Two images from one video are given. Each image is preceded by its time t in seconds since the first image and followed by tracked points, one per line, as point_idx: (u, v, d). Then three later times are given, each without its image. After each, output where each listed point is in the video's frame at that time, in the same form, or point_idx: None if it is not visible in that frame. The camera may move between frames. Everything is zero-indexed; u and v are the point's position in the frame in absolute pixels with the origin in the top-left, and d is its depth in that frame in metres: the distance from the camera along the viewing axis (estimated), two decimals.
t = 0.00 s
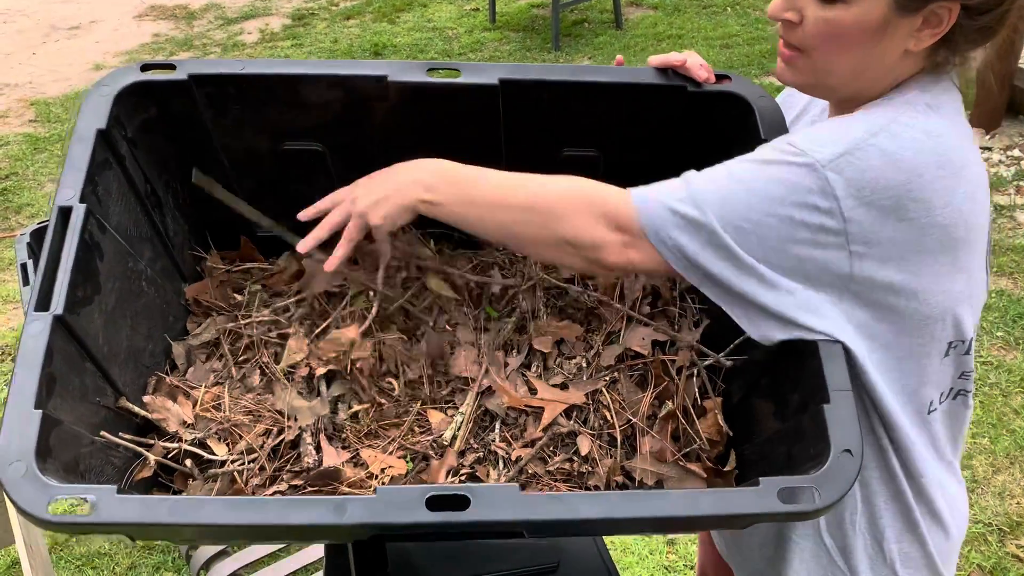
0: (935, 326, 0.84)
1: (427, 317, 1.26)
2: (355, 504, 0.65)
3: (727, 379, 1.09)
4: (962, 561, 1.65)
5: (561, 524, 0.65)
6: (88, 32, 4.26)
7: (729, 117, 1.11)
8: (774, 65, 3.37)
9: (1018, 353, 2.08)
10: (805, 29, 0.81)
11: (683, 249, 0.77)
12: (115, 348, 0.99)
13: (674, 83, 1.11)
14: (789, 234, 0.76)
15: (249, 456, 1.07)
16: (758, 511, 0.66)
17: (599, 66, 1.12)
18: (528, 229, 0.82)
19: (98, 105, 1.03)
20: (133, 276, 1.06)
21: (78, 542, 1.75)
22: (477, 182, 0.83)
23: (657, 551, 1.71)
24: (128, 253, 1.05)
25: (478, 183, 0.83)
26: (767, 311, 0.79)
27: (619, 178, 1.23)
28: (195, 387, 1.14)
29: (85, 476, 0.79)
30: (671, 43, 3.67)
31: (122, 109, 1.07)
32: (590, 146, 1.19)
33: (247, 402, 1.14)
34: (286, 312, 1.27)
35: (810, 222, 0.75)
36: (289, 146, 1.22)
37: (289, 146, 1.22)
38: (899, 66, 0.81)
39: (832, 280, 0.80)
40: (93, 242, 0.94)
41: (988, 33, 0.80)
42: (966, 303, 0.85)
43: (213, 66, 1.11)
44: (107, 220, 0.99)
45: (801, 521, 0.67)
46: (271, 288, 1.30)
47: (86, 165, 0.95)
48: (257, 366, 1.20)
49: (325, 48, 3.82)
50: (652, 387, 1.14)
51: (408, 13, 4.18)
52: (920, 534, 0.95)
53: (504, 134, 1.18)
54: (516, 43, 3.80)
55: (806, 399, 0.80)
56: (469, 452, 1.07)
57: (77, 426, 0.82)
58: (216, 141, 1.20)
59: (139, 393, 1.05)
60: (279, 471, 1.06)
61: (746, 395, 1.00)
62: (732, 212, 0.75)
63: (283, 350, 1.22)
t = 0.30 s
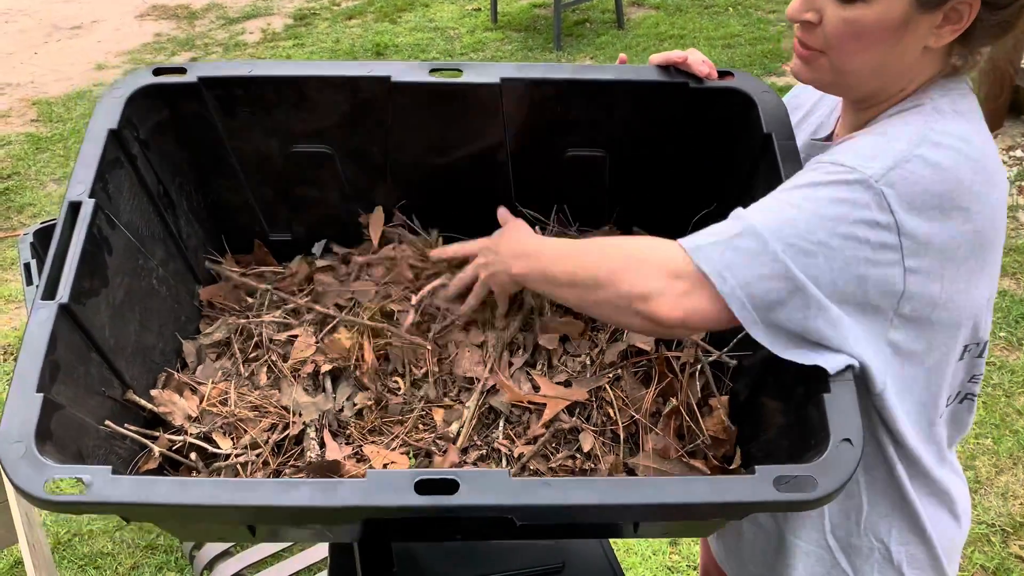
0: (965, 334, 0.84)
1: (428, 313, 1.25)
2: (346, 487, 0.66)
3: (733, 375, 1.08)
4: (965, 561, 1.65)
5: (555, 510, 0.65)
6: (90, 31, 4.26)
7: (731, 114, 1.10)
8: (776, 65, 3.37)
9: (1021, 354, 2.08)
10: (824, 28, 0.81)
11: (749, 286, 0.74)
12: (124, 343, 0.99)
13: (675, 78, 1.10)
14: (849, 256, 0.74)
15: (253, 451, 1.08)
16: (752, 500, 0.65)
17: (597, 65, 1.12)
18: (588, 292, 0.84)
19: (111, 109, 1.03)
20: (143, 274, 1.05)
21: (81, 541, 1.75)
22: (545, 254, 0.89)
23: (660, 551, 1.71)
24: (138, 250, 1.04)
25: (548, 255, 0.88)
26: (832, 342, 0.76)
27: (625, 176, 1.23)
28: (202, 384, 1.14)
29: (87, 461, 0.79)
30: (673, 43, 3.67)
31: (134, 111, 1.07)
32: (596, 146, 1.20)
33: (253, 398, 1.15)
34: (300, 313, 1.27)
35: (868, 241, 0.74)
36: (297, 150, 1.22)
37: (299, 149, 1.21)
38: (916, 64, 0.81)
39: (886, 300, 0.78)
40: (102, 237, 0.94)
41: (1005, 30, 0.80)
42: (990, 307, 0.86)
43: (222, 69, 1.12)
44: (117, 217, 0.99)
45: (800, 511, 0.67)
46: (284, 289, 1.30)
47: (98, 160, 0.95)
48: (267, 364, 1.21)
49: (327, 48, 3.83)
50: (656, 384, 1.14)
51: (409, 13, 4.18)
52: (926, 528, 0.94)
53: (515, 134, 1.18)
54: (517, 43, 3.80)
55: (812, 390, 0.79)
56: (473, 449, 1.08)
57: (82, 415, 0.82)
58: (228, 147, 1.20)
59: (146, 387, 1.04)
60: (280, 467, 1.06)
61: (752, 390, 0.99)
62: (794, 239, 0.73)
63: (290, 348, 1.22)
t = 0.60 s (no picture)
0: (969, 341, 0.84)
1: (422, 313, 1.26)
2: (352, 495, 0.65)
3: (734, 371, 1.08)
4: (968, 561, 1.65)
5: (560, 513, 0.65)
6: (90, 32, 4.26)
7: (729, 110, 1.10)
8: (777, 64, 3.36)
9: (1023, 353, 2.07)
10: (827, 32, 0.81)
11: (769, 279, 0.72)
12: (121, 347, 0.99)
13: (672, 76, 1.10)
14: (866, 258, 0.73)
15: (254, 455, 1.07)
16: (757, 498, 0.65)
17: (599, 63, 1.12)
18: (596, 251, 0.79)
19: (105, 110, 1.02)
20: (140, 278, 1.05)
21: (82, 543, 1.75)
22: (557, 199, 0.82)
23: (663, 551, 1.71)
24: (135, 255, 1.04)
25: (560, 199, 0.82)
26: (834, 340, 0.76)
27: (623, 174, 1.23)
28: (200, 388, 1.14)
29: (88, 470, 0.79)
30: (673, 43, 3.66)
31: (128, 113, 1.06)
32: (592, 143, 1.19)
33: (253, 402, 1.15)
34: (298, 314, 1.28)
35: (885, 245, 0.73)
36: (293, 149, 1.21)
37: (294, 149, 1.21)
38: (920, 65, 0.81)
39: (891, 303, 0.78)
40: (98, 241, 0.93)
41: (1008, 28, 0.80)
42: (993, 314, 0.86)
43: (216, 70, 1.11)
44: (113, 221, 0.99)
45: (807, 508, 0.66)
46: (280, 291, 1.30)
47: (94, 166, 0.95)
48: (265, 366, 1.21)
49: (327, 48, 3.82)
50: (656, 381, 1.14)
51: (410, 13, 4.18)
52: (926, 526, 0.94)
53: (514, 133, 1.18)
54: (518, 43, 3.79)
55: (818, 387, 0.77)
56: (474, 451, 1.07)
57: (83, 423, 0.82)
58: (222, 147, 1.20)
59: (146, 392, 1.04)
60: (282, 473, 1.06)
61: (754, 387, 0.98)
62: (820, 236, 0.71)
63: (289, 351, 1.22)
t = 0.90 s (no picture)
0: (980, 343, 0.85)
1: (420, 316, 1.27)
2: (331, 480, 0.65)
3: (731, 367, 1.07)
4: (969, 560, 1.65)
5: (541, 500, 0.64)
6: (90, 34, 4.26)
7: (719, 105, 1.09)
8: (776, 63, 3.36)
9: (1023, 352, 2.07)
10: (824, 32, 0.80)
11: (894, 328, 0.65)
12: (118, 349, 0.98)
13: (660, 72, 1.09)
14: (959, 291, 0.69)
15: (248, 455, 1.06)
16: (739, 483, 0.64)
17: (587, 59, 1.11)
18: (706, 294, 0.70)
19: (102, 118, 1.02)
20: (138, 283, 1.05)
21: (82, 545, 1.75)
22: (666, 235, 0.73)
23: (663, 552, 1.70)
24: (132, 258, 1.04)
25: (669, 235, 0.73)
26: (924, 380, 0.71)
27: (616, 172, 1.22)
28: (199, 390, 1.14)
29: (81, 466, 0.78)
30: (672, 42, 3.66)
31: (126, 121, 1.06)
32: (585, 143, 1.19)
33: (249, 403, 1.15)
34: (296, 318, 1.27)
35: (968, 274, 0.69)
36: (292, 155, 1.21)
37: (291, 156, 1.21)
38: (921, 61, 0.81)
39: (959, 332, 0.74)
40: (94, 245, 0.93)
41: (1006, 23, 0.80)
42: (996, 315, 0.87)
43: (213, 78, 1.10)
44: (110, 226, 0.99)
45: (792, 494, 0.65)
46: (281, 297, 1.30)
47: (90, 170, 0.94)
48: (263, 369, 1.21)
49: (326, 49, 3.82)
50: (650, 377, 1.13)
51: (409, 13, 4.18)
52: (914, 515, 0.92)
53: (511, 134, 1.18)
54: (517, 43, 3.79)
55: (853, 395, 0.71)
56: (469, 449, 1.07)
57: (76, 420, 0.82)
58: (222, 157, 1.20)
59: (142, 393, 1.04)
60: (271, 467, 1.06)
61: (748, 382, 0.97)
62: (929, 274, 0.66)
63: (286, 354, 1.22)
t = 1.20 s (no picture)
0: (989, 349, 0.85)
1: (416, 316, 1.27)
2: (326, 489, 0.64)
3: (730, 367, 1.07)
4: (969, 560, 1.64)
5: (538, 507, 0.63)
6: (88, 35, 4.25)
7: (715, 103, 1.08)
8: (775, 63, 3.36)
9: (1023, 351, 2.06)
10: (835, 28, 0.78)
11: (928, 346, 0.65)
12: (112, 353, 0.98)
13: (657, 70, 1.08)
14: (984, 301, 0.69)
15: (244, 459, 1.06)
16: (738, 489, 0.63)
17: (582, 58, 1.10)
18: (743, 324, 0.67)
19: (93, 120, 1.01)
20: (131, 285, 1.04)
21: (81, 548, 1.74)
22: (692, 268, 0.70)
23: (663, 552, 1.70)
24: (124, 261, 1.03)
25: (704, 267, 0.70)
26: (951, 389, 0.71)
27: (613, 170, 1.22)
28: (195, 394, 1.13)
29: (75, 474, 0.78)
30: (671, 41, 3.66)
31: (117, 124, 1.05)
32: (582, 141, 1.19)
33: (244, 407, 1.14)
34: (292, 319, 1.27)
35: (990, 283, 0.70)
36: (285, 156, 1.20)
37: (284, 156, 1.20)
38: (929, 61, 0.79)
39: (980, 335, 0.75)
40: (85, 248, 0.92)
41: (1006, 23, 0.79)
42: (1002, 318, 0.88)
43: (205, 79, 1.09)
44: (102, 229, 0.98)
45: (791, 498, 0.64)
46: (276, 300, 1.29)
47: (81, 174, 0.94)
48: (260, 373, 1.20)
49: (324, 49, 3.81)
50: (648, 378, 1.13)
51: (407, 14, 4.17)
52: (916, 511, 0.91)
53: (508, 133, 1.17)
54: (515, 43, 3.79)
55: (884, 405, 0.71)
56: (467, 452, 1.06)
57: (70, 428, 0.82)
58: (213, 156, 1.19)
59: (136, 398, 1.03)
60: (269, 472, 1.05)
61: (748, 382, 0.97)
62: (959, 290, 0.66)
63: (282, 356, 1.21)
